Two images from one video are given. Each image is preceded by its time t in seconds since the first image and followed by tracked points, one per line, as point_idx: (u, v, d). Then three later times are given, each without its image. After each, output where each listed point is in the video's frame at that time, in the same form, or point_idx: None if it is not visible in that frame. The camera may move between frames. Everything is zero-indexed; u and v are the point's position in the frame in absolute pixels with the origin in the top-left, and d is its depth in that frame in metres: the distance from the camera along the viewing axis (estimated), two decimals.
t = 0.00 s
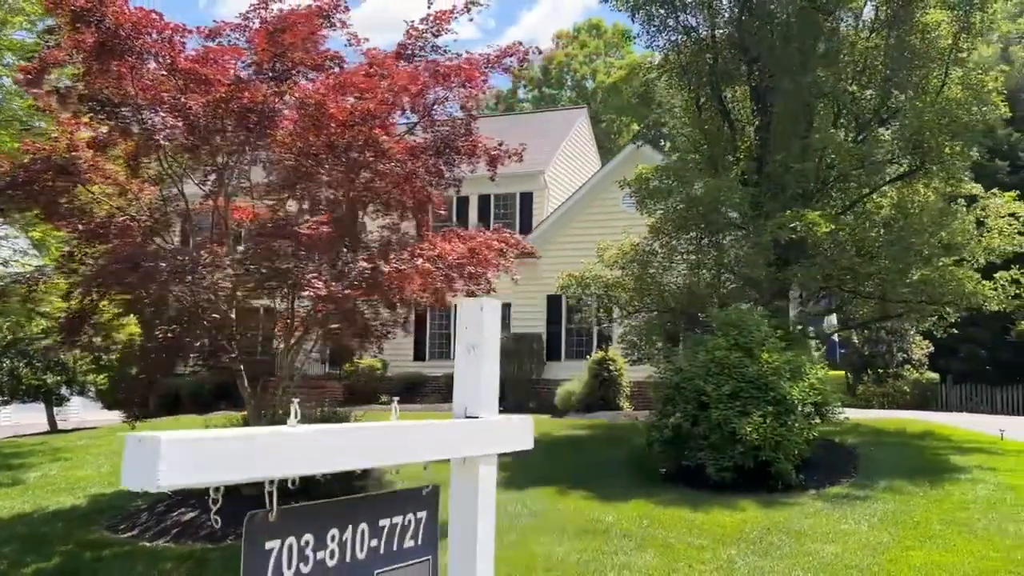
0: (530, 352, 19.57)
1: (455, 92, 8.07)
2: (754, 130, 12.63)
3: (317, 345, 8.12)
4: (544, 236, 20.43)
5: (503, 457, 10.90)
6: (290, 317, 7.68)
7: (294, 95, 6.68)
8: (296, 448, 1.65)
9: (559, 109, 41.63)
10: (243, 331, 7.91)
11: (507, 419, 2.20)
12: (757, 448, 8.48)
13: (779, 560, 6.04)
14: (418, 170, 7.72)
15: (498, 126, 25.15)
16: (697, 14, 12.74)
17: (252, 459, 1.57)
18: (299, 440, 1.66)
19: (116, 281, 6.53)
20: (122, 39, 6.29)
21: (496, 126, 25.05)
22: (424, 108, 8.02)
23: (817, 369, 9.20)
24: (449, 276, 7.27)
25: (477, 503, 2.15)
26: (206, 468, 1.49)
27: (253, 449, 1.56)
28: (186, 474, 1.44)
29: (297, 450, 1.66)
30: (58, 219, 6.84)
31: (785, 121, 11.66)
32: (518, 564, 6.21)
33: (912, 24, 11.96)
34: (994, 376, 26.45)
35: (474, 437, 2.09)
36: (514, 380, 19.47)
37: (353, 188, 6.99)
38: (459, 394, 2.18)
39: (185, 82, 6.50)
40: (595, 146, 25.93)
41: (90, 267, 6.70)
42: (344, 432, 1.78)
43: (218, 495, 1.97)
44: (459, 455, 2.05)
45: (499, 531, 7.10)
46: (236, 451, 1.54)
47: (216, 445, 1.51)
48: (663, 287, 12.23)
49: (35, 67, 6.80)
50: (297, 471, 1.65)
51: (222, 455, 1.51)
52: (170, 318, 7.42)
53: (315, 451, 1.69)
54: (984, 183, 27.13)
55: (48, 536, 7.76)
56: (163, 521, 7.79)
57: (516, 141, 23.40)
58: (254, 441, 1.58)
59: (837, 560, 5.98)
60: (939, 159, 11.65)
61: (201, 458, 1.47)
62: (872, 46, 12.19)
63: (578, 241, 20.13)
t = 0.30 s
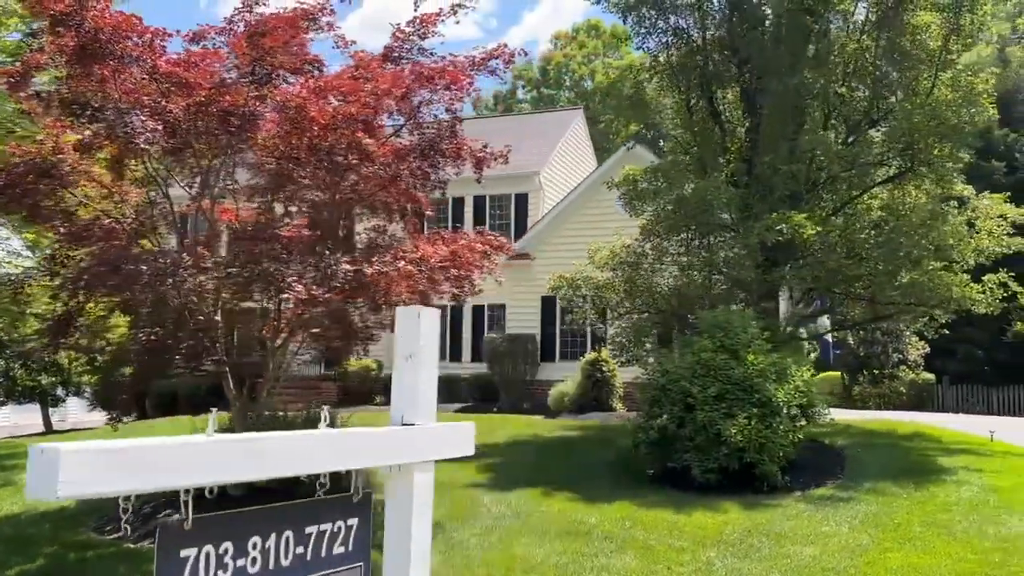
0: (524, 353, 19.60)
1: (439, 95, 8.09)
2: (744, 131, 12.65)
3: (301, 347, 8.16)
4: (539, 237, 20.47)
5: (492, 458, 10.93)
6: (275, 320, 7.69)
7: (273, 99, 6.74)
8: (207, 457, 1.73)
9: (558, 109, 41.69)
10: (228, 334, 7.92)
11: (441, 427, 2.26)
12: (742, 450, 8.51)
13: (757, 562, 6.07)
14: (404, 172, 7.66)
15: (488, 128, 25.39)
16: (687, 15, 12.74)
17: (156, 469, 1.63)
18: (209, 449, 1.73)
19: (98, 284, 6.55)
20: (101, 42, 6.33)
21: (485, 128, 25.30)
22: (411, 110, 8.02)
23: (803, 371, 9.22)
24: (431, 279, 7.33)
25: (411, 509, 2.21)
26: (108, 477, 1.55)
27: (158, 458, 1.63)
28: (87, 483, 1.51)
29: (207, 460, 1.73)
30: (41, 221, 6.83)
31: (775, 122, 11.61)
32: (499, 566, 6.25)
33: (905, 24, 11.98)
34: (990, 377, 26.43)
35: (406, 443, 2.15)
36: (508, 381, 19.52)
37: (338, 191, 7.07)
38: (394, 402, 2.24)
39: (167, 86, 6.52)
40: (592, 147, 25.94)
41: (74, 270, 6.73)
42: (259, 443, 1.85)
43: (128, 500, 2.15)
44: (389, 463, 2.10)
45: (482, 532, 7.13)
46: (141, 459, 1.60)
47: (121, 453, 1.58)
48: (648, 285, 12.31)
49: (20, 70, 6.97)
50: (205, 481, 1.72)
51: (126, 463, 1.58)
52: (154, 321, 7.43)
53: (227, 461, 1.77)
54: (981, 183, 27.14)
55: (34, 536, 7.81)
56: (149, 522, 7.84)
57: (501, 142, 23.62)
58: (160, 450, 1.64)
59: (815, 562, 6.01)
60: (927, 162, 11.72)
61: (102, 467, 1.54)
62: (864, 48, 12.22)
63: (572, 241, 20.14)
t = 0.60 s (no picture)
0: (520, 354, 19.63)
1: (426, 98, 8.08)
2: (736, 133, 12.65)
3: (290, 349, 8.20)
4: (535, 238, 20.51)
5: (483, 459, 10.96)
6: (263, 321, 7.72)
7: (257, 103, 6.87)
8: (135, 464, 1.84)
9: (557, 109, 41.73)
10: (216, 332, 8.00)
11: (387, 431, 2.31)
12: (730, 451, 8.51)
13: (738, 563, 6.11)
14: (393, 174, 7.65)
15: (485, 129, 25.73)
16: (678, 17, 12.75)
17: (103, 472, 1.79)
18: (138, 456, 1.85)
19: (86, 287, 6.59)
20: (88, 46, 6.35)
21: (480, 129, 25.69)
22: (399, 112, 7.98)
23: (791, 372, 9.24)
24: (417, 282, 7.31)
25: (355, 513, 2.24)
26: (45, 485, 1.71)
27: (84, 466, 1.75)
28: (9, 489, 1.65)
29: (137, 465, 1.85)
30: (28, 223, 6.86)
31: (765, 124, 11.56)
32: (482, 566, 6.28)
33: (894, 27, 12.06)
34: (987, 377, 26.40)
35: (347, 447, 2.19)
36: (504, 382, 19.56)
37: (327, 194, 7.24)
38: (344, 407, 2.29)
39: (153, 89, 6.57)
40: (589, 147, 25.96)
41: (61, 273, 6.78)
42: (195, 448, 1.95)
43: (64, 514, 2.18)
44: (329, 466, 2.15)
45: (467, 533, 7.16)
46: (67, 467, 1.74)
47: (46, 462, 1.71)
48: (643, 286, 12.33)
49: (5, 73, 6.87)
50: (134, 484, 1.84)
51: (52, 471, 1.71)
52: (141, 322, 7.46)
53: (158, 466, 1.88)
54: (979, 184, 27.15)
55: (25, 537, 7.86)
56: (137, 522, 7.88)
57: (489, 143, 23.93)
58: (96, 457, 1.79)
59: (796, 563, 6.04)
60: (919, 163, 11.73)
61: (47, 472, 1.70)
62: (858, 50, 12.28)
63: (569, 241, 20.14)
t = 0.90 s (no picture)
0: (515, 354, 19.69)
1: (412, 99, 8.12)
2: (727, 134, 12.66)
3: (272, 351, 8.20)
4: (529, 239, 20.55)
5: (473, 458, 11.00)
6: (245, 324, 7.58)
7: (242, 106, 6.92)
8: (114, 459, 1.91)
9: (557, 108, 41.81)
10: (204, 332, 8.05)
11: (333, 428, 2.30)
12: (715, 451, 8.58)
13: (717, 562, 6.15)
14: (380, 175, 7.71)
15: (481, 128, 25.95)
16: (667, 18, 12.79)
17: (81, 467, 1.85)
18: (118, 453, 1.91)
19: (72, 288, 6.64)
20: (73, 49, 6.41)
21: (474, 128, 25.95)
22: (386, 110, 8.01)
23: (777, 371, 9.29)
24: (402, 282, 7.33)
25: (299, 511, 2.24)
26: (27, 478, 1.77)
27: (62, 462, 1.82)
28: None
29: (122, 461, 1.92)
30: (15, 224, 6.83)
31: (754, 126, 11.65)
32: (463, 565, 6.33)
33: (882, 30, 12.08)
34: (984, 377, 26.40)
35: (291, 445, 2.20)
36: (499, 382, 19.62)
37: (315, 194, 7.29)
38: (291, 405, 2.29)
39: (138, 91, 6.61)
40: (586, 147, 26.01)
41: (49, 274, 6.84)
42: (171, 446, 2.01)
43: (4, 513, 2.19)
44: (277, 462, 2.18)
45: (452, 532, 7.22)
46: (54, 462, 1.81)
47: (29, 456, 1.78)
48: (636, 286, 12.31)
49: None
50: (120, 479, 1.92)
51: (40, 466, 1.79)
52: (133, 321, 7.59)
53: (138, 466, 1.95)
54: (975, 184, 27.19)
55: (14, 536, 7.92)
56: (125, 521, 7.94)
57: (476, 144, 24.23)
58: (75, 454, 1.85)
59: (774, 562, 6.08)
60: (908, 163, 11.83)
61: (27, 467, 1.77)
62: (848, 49, 12.30)
63: (566, 241, 20.17)
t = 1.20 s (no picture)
0: (509, 354, 19.74)
1: (396, 102, 8.18)
2: (717, 135, 12.66)
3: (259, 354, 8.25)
4: (524, 240, 20.59)
5: (463, 458, 11.05)
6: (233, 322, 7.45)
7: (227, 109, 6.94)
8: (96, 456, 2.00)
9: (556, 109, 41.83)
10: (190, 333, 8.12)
11: (280, 432, 2.35)
12: (700, 450, 8.63)
13: (695, 561, 6.21)
14: (363, 176, 7.83)
15: (471, 129, 26.19)
16: (653, 20, 12.83)
17: (64, 464, 1.95)
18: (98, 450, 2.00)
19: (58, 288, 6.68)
20: (56, 52, 6.45)
21: (464, 129, 26.19)
22: (372, 112, 8.09)
23: (763, 371, 9.36)
24: (386, 283, 7.36)
25: (243, 512, 2.28)
26: (14, 474, 1.87)
27: (45, 459, 1.91)
28: None
29: (108, 459, 2.02)
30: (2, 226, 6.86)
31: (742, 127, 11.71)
32: (444, 564, 6.39)
33: (872, 30, 12.21)
34: (980, 377, 26.39)
35: (237, 445, 2.25)
36: (493, 381, 19.66)
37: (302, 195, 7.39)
38: (237, 406, 2.34)
39: (122, 94, 6.68)
40: (582, 148, 26.07)
41: (35, 275, 6.88)
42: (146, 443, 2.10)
43: None
44: (224, 463, 2.22)
45: (434, 531, 7.28)
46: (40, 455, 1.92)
47: (16, 454, 1.87)
48: (627, 287, 12.33)
49: None
50: (104, 476, 2.02)
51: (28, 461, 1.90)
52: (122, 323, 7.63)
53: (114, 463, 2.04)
54: (971, 185, 27.24)
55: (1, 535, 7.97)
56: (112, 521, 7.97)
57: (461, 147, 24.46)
58: (60, 450, 1.94)
59: (750, 561, 6.14)
60: (898, 163, 11.84)
61: (14, 464, 1.86)
62: (837, 51, 12.38)
63: (560, 241, 20.24)
